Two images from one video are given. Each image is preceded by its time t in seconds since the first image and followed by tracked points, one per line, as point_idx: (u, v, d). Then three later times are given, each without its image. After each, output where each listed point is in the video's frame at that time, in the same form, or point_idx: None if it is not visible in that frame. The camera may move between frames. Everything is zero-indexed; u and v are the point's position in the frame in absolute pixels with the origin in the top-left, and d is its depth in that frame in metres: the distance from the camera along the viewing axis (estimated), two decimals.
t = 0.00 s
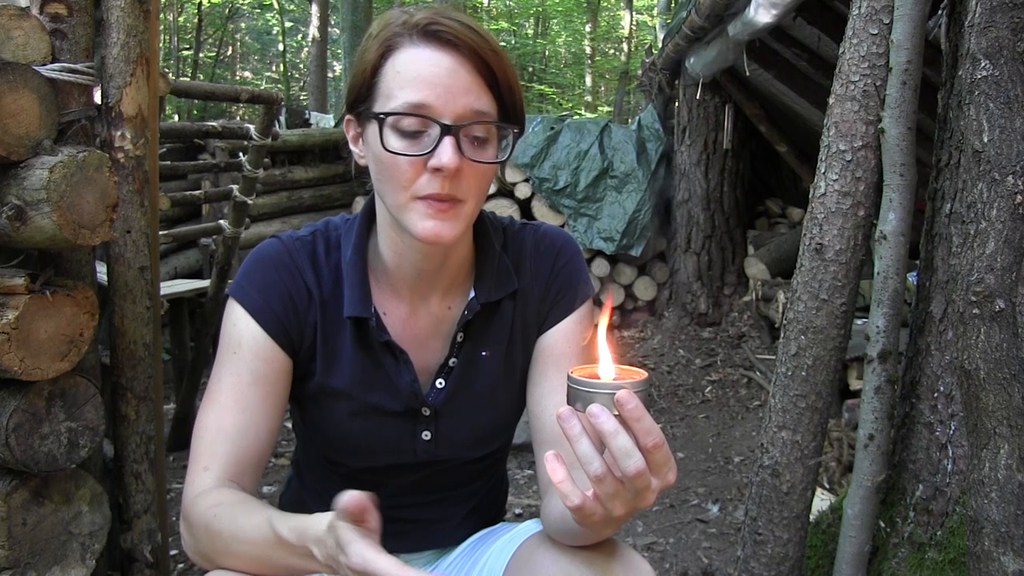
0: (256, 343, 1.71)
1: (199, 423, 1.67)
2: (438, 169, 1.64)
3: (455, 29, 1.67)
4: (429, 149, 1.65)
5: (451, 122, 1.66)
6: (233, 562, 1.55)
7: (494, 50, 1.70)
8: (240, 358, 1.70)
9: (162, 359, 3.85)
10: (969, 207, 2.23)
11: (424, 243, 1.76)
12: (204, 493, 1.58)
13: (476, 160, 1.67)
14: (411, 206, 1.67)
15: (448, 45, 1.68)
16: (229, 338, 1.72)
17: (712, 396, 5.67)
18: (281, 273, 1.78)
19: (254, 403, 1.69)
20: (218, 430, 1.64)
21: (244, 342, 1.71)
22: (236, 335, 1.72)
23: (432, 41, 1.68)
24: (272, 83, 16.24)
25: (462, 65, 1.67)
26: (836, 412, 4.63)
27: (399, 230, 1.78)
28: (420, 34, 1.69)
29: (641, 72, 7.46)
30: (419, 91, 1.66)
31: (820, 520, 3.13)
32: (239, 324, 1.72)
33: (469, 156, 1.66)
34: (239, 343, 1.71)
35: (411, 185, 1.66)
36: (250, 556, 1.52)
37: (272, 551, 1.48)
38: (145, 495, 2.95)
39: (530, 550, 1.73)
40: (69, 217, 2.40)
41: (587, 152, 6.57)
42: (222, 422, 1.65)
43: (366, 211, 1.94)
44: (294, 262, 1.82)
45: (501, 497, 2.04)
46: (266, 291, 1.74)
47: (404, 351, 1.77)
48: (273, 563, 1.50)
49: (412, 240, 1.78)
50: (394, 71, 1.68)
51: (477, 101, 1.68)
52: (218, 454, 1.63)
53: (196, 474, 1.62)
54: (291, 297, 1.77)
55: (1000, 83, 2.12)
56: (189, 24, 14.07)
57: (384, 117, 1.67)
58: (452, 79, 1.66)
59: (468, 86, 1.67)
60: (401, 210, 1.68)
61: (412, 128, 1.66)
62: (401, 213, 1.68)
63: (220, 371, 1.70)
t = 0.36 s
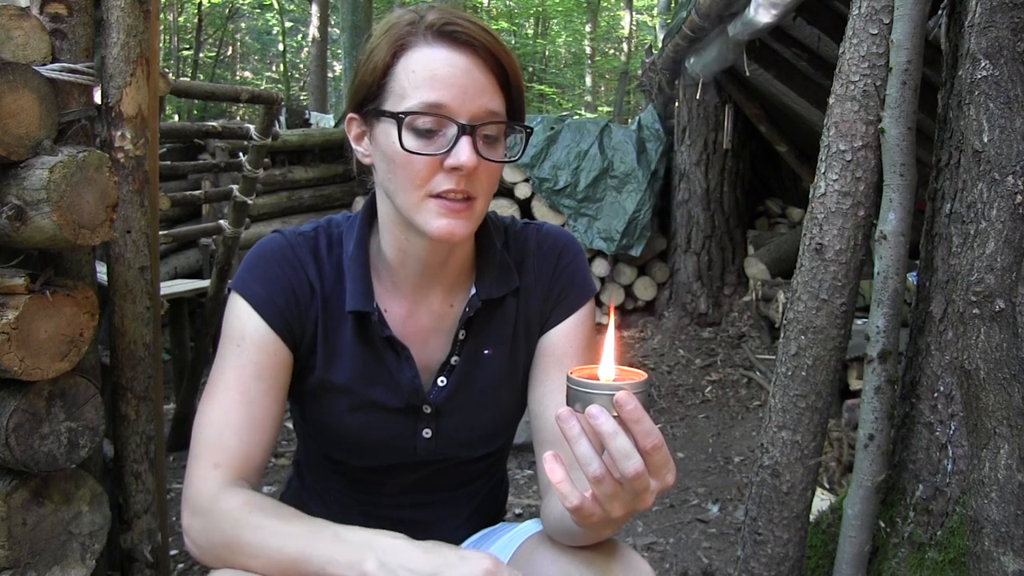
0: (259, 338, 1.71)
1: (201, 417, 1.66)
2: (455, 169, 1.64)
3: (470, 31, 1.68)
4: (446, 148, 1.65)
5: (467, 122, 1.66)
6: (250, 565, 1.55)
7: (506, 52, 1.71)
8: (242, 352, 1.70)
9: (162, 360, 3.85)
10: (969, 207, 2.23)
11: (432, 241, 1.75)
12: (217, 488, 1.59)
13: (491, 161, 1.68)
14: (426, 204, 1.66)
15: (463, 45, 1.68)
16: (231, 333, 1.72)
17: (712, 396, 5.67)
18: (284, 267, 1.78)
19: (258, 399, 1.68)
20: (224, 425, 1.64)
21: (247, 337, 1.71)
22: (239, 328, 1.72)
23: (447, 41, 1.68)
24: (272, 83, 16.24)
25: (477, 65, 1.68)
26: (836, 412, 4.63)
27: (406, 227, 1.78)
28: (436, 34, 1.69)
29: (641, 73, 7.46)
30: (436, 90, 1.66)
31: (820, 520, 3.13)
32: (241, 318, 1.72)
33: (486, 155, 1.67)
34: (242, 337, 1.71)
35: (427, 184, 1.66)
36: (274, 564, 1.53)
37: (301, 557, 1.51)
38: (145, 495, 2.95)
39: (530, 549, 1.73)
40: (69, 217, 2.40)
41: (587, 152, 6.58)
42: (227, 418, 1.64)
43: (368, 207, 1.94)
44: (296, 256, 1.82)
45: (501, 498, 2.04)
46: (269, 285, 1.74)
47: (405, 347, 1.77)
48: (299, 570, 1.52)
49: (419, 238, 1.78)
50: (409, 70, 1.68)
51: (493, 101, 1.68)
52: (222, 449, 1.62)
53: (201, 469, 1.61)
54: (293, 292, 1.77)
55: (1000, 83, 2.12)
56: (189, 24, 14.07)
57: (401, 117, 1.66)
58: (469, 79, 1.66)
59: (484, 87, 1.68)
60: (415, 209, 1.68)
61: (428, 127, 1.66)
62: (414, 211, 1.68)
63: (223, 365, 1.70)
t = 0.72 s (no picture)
0: (260, 340, 1.69)
1: (204, 418, 1.64)
2: (457, 163, 1.63)
3: (479, 27, 1.67)
4: (450, 143, 1.65)
5: (471, 117, 1.66)
6: (245, 528, 1.45)
7: (513, 50, 1.71)
8: (244, 355, 1.68)
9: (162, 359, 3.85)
10: (969, 207, 2.23)
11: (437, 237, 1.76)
12: (214, 476, 1.54)
13: (494, 156, 1.67)
14: (427, 198, 1.66)
15: (471, 41, 1.67)
16: (232, 336, 1.70)
17: (712, 396, 5.67)
18: (286, 269, 1.79)
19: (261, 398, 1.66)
20: (226, 422, 1.61)
21: (248, 341, 1.69)
22: (239, 332, 1.70)
23: (455, 37, 1.68)
24: (272, 83, 16.24)
25: (484, 61, 1.68)
26: (837, 412, 4.63)
27: (411, 223, 1.78)
28: (444, 30, 1.69)
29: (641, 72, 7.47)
30: (441, 85, 1.66)
31: (820, 520, 3.12)
32: (242, 320, 1.70)
33: (489, 151, 1.66)
34: (243, 339, 1.69)
35: (429, 178, 1.66)
36: (271, 519, 1.42)
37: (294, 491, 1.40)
38: (145, 495, 2.95)
39: (529, 548, 1.73)
40: (69, 217, 2.40)
41: (587, 152, 6.58)
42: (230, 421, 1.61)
43: (370, 208, 1.95)
44: (297, 258, 1.82)
45: (501, 498, 2.05)
46: (270, 288, 1.74)
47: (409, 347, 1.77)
48: (293, 521, 1.40)
49: (425, 234, 1.78)
50: (417, 64, 1.68)
51: (498, 97, 1.68)
52: (224, 445, 1.58)
53: (201, 466, 1.57)
54: (295, 294, 1.77)
55: (1000, 83, 2.12)
56: (189, 24, 14.07)
57: (406, 110, 1.66)
58: (474, 74, 1.66)
59: (489, 83, 1.67)
60: (417, 203, 1.68)
61: (433, 122, 1.66)
62: (416, 205, 1.68)
63: (225, 369, 1.68)
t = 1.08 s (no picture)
0: (278, 331, 1.69)
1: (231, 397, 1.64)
2: (437, 155, 1.61)
3: (461, 21, 1.68)
4: (431, 135, 1.64)
5: (453, 110, 1.66)
6: (259, 467, 1.47)
7: (501, 41, 1.70)
8: (263, 342, 1.67)
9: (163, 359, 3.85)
10: (969, 207, 2.23)
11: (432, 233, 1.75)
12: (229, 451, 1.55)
13: (477, 148, 1.65)
14: (412, 191, 1.65)
15: (455, 36, 1.68)
16: (249, 323, 1.70)
17: (712, 396, 5.67)
18: (298, 262, 1.78)
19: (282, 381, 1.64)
20: (251, 400, 1.61)
21: (265, 326, 1.69)
22: (256, 320, 1.69)
23: (439, 33, 1.69)
24: (272, 83, 16.25)
25: (467, 55, 1.68)
26: (837, 412, 4.63)
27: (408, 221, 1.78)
28: (428, 25, 1.70)
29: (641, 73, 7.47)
30: (424, 80, 1.66)
31: (820, 520, 3.12)
32: (258, 309, 1.70)
33: (471, 143, 1.65)
34: (261, 327, 1.69)
35: (412, 170, 1.64)
36: (275, 442, 1.45)
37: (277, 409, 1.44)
38: (145, 495, 2.95)
39: (528, 548, 1.73)
40: (69, 217, 2.40)
41: (587, 152, 6.58)
42: (255, 399, 1.61)
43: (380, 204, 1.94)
44: (308, 251, 1.82)
45: (501, 499, 2.05)
46: (283, 279, 1.73)
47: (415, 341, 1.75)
48: (290, 426, 1.43)
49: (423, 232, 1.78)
50: (403, 61, 1.70)
51: (481, 89, 1.67)
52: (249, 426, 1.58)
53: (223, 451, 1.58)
54: (309, 286, 1.77)
55: (1000, 83, 2.12)
56: (189, 24, 14.06)
57: (390, 105, 1.67)
58: (455, 68, 1.67)
59: (472, 76, 1.67)
60: (403, 196, 1.67)
61: (416, 115, 1.66)
62: (403, 199, 1.66)
63: (246, 357, 1.67)
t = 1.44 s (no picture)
0: (276, 340, 1.69)
1: (228, 412, 1.65)
2: (430, 162, 1.63)
3: (449, 24, 1.66)
4: (423, 142, 1.64)
5: (444, 116, 1.66)
6: (255, 483, 1.48)
7: (490, 43, 1.68)
8: (261, 354, 1.68)
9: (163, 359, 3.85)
10: (969, 207, 2.23)
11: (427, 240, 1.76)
12: (227, 471, 1.57)
13: (469, 153, 1.66)
14: (406, 199, 1.66)
15: (442, 40, 1.66)
16: (245, 334, 1.70)
17: (712, 396, 5.67)
18: (294, 270, 1.78)
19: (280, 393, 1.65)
20: (247, 416, 1.61)
21: (262, 338, 1.69)
22: (253, 331, 1.69)
23: (426, 36, 1.67)
24: (272, 83, 16.26)
25: (455, 59, 1.66)
26: (837, 412, 4.64)
27: (403, 227, 1.79)
28: (415, 29, 1.68)
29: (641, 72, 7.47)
30: (413, 86, 1.66)
31: (820, 520, 3.12)
32: (254, 320, 1.69)
33: (463, 149, 1.66)
34: (258, 338, 1.69)
35: (406, 178, 1.66)
36: (270, 459, 1.46)
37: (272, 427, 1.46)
38: (145, 495, 2.95)
39: (528, 549, 1.73)
40: (69, 217, 2.40)
41: (587, 152, 6.57)
42: (251, 415, 1.61)
43: (374, 209, 1.94)
44: (304, 258, 1.81)
45: (501, 499, 2.05)
46: (279, 287, 1.73)
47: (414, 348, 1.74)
48: (285, 444, 1.44)
49: (417, 238, 1.79)
50: (391, 67, 1.69)
51: (471, 94, 1.67)
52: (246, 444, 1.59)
53: (221, 470, 1.60)
54: (306, 294, 1.77)
55: (1000, 83, 2.12)
56: (189, 24, 14.06)
57: (380, 113, 1.68)
58: (444, 72, 1.66)
59: (461, 80, 1.66)
60: (397, 204, 1.68)
61: (407, 123, 1.67)
62: (397, 206, 1.68)
63: (244, 370, 1.67)
